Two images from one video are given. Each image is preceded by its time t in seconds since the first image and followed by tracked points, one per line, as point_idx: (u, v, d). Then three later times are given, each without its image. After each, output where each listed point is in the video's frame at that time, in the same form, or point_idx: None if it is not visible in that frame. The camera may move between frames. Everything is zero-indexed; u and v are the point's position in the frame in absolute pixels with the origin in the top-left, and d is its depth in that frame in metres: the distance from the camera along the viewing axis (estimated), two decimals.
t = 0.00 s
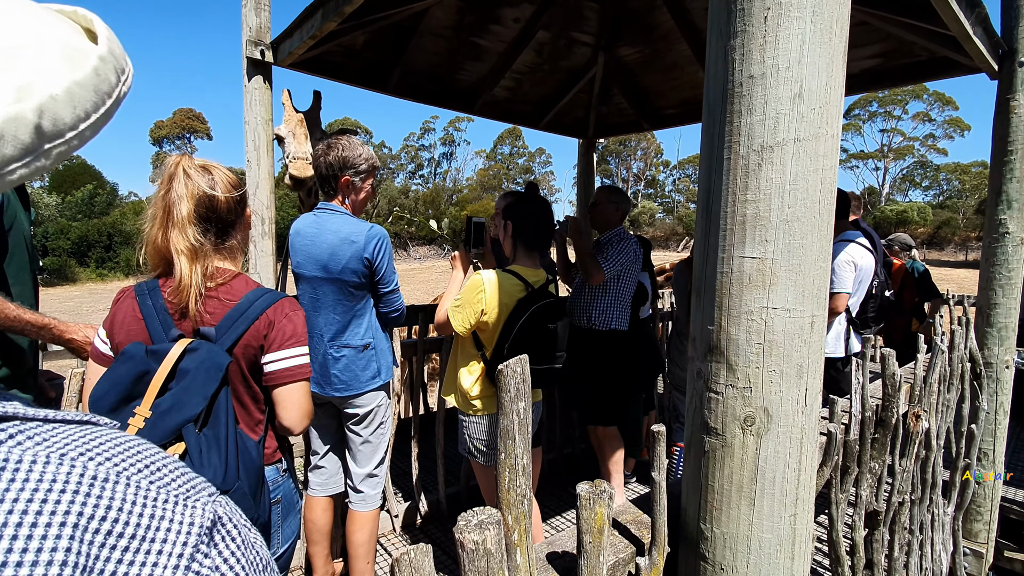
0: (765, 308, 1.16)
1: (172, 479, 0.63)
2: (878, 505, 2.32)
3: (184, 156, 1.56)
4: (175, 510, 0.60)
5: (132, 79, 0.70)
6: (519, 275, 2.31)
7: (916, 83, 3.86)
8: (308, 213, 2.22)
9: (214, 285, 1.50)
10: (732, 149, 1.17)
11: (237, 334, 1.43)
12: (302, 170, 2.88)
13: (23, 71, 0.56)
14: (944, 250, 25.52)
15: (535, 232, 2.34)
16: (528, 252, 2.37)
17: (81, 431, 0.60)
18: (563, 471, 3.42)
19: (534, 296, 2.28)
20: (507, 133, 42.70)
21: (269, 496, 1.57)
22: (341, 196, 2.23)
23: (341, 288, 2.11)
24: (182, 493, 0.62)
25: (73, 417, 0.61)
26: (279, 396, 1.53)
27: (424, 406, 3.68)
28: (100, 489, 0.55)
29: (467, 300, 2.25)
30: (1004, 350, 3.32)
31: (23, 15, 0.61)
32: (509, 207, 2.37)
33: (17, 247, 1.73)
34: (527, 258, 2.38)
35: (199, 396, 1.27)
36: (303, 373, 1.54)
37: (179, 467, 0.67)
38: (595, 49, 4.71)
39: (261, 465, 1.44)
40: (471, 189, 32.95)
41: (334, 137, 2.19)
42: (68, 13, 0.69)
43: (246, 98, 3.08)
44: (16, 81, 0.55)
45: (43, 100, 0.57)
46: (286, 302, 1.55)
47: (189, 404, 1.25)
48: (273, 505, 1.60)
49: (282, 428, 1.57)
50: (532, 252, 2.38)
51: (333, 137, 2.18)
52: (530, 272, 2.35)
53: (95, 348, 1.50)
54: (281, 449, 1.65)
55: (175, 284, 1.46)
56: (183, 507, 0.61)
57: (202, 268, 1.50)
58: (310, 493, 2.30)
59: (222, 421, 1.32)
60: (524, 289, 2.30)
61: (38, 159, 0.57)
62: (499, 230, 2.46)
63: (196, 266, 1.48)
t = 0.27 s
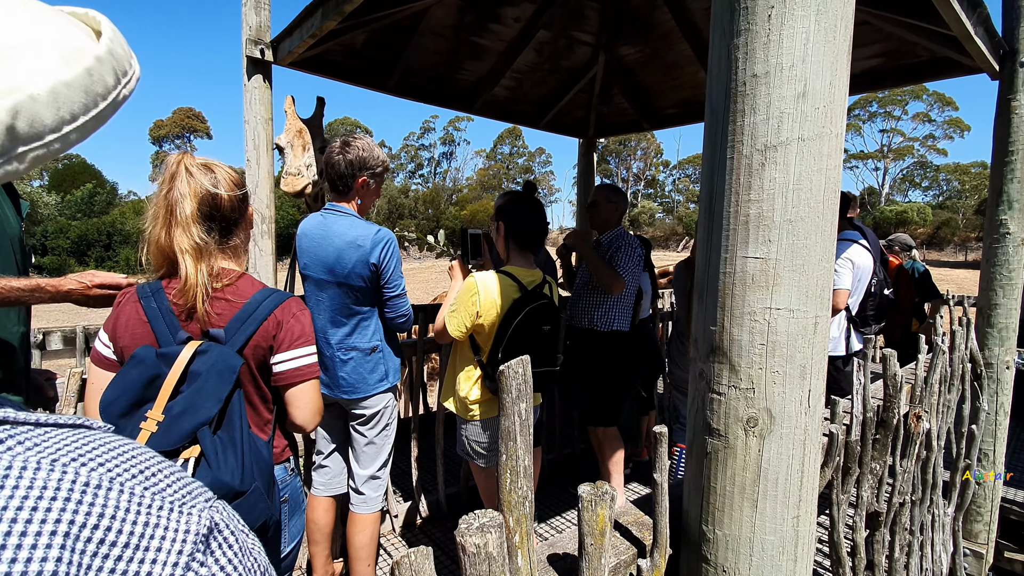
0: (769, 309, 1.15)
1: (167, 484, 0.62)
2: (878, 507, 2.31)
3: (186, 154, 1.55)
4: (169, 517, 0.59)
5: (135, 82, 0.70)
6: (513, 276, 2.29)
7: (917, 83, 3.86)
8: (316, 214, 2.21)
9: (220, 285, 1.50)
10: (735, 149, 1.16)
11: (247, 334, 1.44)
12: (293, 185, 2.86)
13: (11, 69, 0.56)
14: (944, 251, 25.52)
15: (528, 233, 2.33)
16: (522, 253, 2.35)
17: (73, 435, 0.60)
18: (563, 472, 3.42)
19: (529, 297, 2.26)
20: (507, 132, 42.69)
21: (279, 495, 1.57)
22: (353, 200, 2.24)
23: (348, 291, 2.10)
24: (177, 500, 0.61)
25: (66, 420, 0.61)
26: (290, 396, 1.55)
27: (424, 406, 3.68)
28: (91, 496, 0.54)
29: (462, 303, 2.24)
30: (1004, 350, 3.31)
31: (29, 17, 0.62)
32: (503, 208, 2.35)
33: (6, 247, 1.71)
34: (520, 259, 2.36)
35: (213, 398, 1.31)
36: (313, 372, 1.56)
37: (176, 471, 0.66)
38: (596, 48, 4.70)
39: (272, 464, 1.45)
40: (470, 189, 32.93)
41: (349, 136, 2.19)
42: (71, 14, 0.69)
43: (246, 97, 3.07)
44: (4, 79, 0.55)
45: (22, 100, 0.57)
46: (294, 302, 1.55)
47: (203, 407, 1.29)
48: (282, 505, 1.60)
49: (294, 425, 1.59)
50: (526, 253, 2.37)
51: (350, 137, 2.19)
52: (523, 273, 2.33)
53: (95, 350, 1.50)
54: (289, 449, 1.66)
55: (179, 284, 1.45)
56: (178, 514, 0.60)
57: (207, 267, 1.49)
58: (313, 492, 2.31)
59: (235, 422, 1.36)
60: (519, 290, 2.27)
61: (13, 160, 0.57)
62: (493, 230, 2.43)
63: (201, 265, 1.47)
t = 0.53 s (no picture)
0: (771, 306, 1.15)
1: (160, 484, 0.61)
2: (879, 505, 2.31)
3: (172, 148, 1.55)
4: (162, 518, 0.58)
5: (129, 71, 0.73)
6: (507, 275, 2.27)
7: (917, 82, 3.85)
8: (330, 211, 2.19)
9: (217, 281, 1.50)
10: (736, 145, 1.16)
11: (248, 332, 1.49)
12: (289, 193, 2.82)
13: None
14: (943, 250, 25.52)
15: (520, 230, 2.32)
16: (514, 252, 2.34)
17: (63, 433, 0.60)
18: (563, 470, 3.42)
19: (524, 294, 2.24)
20: (507, 131, 42.65)
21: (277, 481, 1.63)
22: (374, 199, 2.23)
23: (358, 293, 2.09)
24: (170, 500, 0.60)
25: (56, 418, 0.60)
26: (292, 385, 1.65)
27: (423, 404, 3.68)
28: (79, 496, 0.53)
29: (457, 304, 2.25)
30: (1004, 349, 3.31)
31: (29, 15, 0.63)
32: (494, 206, 2.34)
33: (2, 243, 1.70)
34: (512, 257, 2.35)
35: (224, 394, 1.39)
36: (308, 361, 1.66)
37: (169, 470, 0.65)
38: (596, 46, 4.69)
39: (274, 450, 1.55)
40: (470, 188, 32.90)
41: (373, 135, 2.20)
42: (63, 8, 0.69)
43: (245, 95, 3.06)
44: None
45: (1, 84, 0.57)
46: (289, 297, 1.61)
47: (215, 402, 1.38)
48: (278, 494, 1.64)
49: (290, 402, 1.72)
50: (518, 251, 2.36)
51: (375, 137, 2.19)
52: (517, 270, 2.31)
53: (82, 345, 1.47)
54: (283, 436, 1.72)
55: (173, 281, 1.45)
56: (171, 514, 0.59)
57: (200, 262, 1.49)
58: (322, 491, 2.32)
59: (244, 415, 1.46)
60: (513, 288, 2.26)
61: None
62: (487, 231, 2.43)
63: (193, 260, 1.47)
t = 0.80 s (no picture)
0: (771, 303, 1.14)
1: (160, 485, 0.61)
2: (878, 502, 2.32)
3: (159, 145, 1.55)
4: (163, 520, 0.57)
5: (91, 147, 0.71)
6: (503, 267, 2.30)
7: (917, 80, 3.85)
8: (343, 209, 2.21)
9: (206, 276, 1.50)
10: (736, 141, 1.15)
11: (248, 331, 1.54)
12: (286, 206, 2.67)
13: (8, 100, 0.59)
14: (942, 248, 25.52)
15: (513, 225, 2.33)
16: (507, 246, 2.36)
17: (62, 434, 0.59)
18: (563, 468, 3.42)
19: (521, 283, 2.27)
20: (506, 129, 42.60)
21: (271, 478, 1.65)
22: (389, 196, 2.26)
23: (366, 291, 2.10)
24: (171, 502, 0.60)
25: (56, 417, 0.60)
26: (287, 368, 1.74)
27: (423, 402, 3.68)
28: (79, 499, 0.53)
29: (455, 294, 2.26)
30: (1003, 347, 3.31)
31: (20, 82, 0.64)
32: (487, 202, 2.36)
33: None
34: (506, 252, 2.37)
35: (229, 391, 1.42)
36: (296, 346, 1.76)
37: (170, 471, 0.65)
38: (595, 44, 4.68)
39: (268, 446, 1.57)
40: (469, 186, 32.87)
41: (391, 135, 2.22)
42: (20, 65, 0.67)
43: (244, 92, 3.05)
44: None
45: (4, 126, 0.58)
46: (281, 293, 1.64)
47: (220, 398, 1.41)
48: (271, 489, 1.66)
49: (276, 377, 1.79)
50: (511, 246, 2.38)
51: (392, 137, 2.22)
52: (511, 263, 2.34)
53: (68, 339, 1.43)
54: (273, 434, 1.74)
55: (163, 276, 1.45)
56: (172, 517, 0.58)
57: (191, 258, 1.49)
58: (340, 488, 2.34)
59: (246, 412, 1.48)
60: (509, 278, 2.29)
61: None
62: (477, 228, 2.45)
63: (182, 255, 1.47)
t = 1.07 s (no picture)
0: (771, 304, 1.15)
1: (167, 481, 0.61)
2: (877, 502, 2.33)
3: (159, 147, 1.56)
4: (170, 513, 0.58)
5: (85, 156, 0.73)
6: (501, 260, 2.31)
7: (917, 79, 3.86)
8: (349, 209, 2.21)
9: (203, 276, 1.50)
10: (736, 143, 1.16)
11: (247, 330, 1.54)
12: (288, 216, 2.66)
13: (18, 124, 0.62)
14: (942, 248, 25.51)
15: (513, 221, 2.34)
16: (505, 241, 2.36)
17: (72, 433, 0.59)
18: (563, 467, 3.42)
19: (519, 274, 2.29)
20: (506, 129, 42.58)
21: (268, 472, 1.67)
22: (397, 197, 2.27)
23: (373, 291, 2.10)
24: (178, 496, 0.61)
25: (65, 418, 0.60)
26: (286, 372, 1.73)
27: (423, 401, 3.68)
28: (91, 492, 0.53)
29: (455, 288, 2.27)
30: (1002, 346, 3.31)
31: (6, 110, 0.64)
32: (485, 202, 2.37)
33: None
34: (505, 247, 2.37)
35: (233, 388, 1.44)
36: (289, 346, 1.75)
37: (174, 468, 0.65)
38: (595, 44, 4.68)
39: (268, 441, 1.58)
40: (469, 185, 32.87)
41: (398, 136, 2.24)
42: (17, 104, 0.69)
43: (243, 91, 3.05)
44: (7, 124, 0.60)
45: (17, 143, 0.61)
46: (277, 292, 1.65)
47: (225, 396, 1.43)
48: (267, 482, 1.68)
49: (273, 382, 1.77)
50: (509, 241, 2.39)
51: (398, 138, 2.23)
52: (510, 257, 2.34)
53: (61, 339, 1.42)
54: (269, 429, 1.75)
55: (158, 275, 1.45)
56: (179, 510, 0.59)
57: (187, 259, 1.48)
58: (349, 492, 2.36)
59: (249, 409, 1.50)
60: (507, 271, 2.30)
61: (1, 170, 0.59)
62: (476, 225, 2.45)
63: (178, 256, 1.46)
